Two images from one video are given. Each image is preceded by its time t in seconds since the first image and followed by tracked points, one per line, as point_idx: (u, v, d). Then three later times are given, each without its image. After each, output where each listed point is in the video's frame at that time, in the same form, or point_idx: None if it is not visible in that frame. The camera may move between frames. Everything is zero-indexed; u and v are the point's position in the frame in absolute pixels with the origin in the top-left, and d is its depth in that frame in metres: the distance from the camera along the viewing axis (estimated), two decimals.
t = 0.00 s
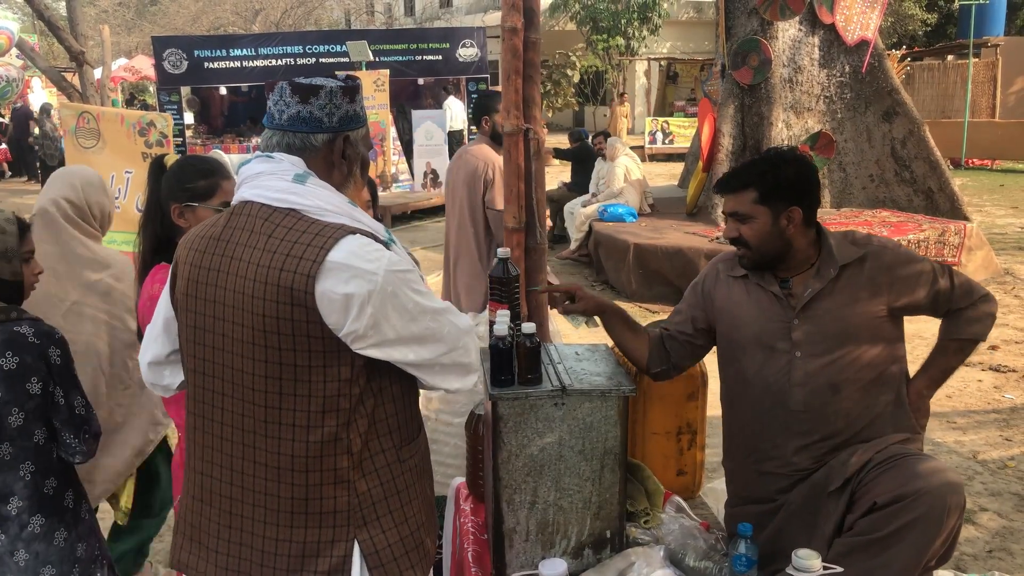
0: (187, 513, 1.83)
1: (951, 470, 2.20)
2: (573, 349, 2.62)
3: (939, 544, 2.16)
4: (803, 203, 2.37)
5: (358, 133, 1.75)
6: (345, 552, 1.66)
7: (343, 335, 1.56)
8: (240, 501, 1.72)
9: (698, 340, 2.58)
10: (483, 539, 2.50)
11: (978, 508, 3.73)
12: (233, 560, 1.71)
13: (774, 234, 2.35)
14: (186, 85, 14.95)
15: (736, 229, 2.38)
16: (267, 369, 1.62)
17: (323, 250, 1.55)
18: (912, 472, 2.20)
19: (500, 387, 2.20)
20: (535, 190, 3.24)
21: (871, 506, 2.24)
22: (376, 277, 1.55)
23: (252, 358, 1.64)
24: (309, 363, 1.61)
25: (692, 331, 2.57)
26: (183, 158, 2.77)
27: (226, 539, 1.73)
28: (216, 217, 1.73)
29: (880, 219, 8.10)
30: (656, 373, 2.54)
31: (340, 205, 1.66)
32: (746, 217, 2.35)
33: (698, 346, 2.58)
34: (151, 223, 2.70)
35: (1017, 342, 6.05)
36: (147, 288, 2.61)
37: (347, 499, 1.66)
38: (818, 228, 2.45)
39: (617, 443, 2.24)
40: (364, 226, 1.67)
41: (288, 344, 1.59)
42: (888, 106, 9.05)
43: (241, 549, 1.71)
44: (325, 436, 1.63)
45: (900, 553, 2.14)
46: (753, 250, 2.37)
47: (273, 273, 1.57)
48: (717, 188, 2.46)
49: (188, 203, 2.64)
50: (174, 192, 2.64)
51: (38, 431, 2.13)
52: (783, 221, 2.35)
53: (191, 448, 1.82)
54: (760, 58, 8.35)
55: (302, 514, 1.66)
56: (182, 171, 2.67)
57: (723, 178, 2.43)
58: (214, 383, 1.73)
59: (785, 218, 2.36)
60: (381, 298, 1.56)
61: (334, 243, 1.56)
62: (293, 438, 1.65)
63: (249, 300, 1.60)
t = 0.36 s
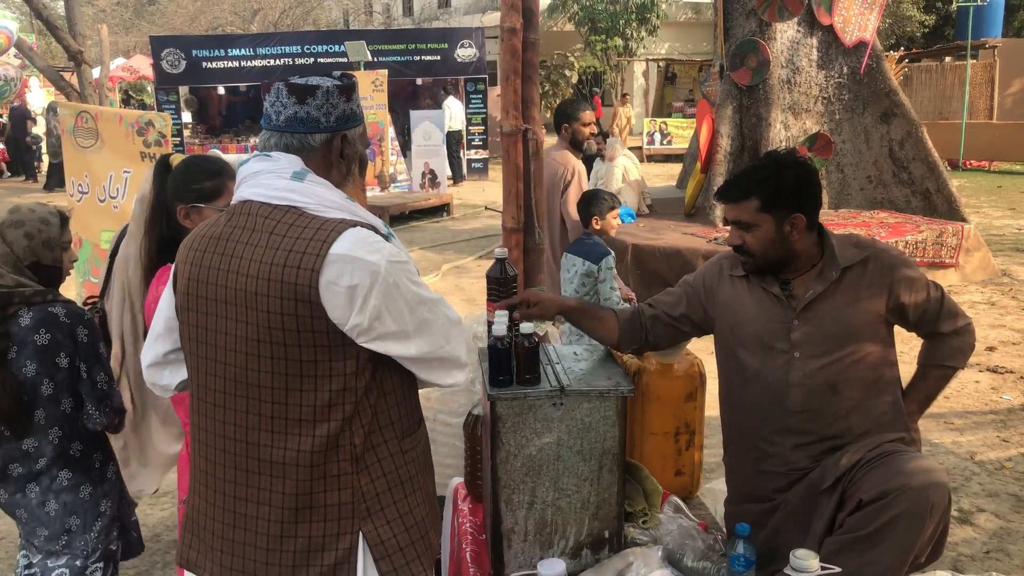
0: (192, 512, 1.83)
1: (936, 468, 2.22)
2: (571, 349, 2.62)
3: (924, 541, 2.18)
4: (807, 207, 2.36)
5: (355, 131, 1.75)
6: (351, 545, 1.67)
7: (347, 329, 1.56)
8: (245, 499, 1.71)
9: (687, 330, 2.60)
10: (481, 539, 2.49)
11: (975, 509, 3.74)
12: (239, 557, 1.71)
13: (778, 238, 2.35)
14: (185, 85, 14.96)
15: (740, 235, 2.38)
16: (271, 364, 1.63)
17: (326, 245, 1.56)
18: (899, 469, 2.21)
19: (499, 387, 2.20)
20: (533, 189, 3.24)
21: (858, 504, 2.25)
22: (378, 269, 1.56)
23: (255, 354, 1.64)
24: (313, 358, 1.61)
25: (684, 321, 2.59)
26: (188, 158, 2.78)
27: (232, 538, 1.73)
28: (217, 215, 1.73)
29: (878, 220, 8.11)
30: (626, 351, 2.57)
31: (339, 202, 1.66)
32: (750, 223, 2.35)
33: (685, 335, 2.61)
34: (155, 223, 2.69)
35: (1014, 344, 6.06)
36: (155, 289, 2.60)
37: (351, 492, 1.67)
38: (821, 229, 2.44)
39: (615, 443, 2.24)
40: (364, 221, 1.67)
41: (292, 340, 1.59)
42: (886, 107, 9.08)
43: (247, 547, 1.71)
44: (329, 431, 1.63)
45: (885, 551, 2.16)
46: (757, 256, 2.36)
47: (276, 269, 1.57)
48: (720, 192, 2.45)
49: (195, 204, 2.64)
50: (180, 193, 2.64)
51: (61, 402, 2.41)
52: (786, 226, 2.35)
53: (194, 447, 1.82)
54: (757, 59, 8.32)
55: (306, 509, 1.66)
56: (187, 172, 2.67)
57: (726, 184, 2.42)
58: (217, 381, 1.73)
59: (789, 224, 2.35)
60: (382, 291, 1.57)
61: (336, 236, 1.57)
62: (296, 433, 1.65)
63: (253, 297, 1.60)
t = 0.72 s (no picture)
0: (192, 513, 1.82)
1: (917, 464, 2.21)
2: (570, 349, 2.61)
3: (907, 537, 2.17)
4: (810, 210, 2.35)
5: (354, 129, 1.75)
6: (352, 544, 1.67)
7: (349, 328, 1.56)
8: (246, 498, 1.71)
9: (690, 331, 2.59)
10: (479, 539, 2.48)
11: (973, 509, 3.74)
12: (241, 558, 1.71)
13: (778, 238, 2.34)
14: (183, 84, 14.95)
15: (741, 233, 2.38)
16: (272, 363, 1.62)
17: (327, 244, 1.55)
18: (879, 466, 2.19)
19: (498, 388, 2.20)
20: (533, 189, 3.24)
21: (841, 504, 2.23)
22: (379, 268, 1.55)
23: (256, 353, 1.63)
24: (314, 357, 1.60)
25: (687, 322, 2.58)
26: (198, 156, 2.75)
27: (234, 538, 1.73)
28: (217, 214, 1.73)
29: (877, 220, 8.11)
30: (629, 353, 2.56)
31: (339, 200, 1.66)
32: (752, 221, 2.34)
33: (687, 336, 2.59)
34: (162, 222, 2.69)
35: (1013, 345, 6.06)
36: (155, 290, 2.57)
37: (353, 492, 1.67)
38: (826, 231, 2.42)
39: (615, 443, 2.24)
40: (364, 221, 1.67)
41: (294, 340, 1.59)
42: (884, 107, 9.10)
43: (248, 547, 1.71)
44: (330, 430, 1.63)
45: (868, 550, 2.14)
46: (757, 255, 2.36)
47: (277, 268, 1.57)
48: (723, 191, 2.44)
49: (201, 205, 2.62)
50: (187, 192, 2.61)
51: (85, 355, 2.47)
52: (788, 227, 2.34)
53: (194, 447, 1.82)
54: (757, 60, 8.34)
55: (308, 509, 1.66)
56: (193, 171, 2.63)
57: (729, 183, 2.41)
58: (217, 381, 1.72)
59: (791, 224, 2.34)
60: (383, 290, 1.56)
61: (339, 235, 1.56)
62: (297, 432, 1.65)
63: (254, 296, 1.60)
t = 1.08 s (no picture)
0: (189, 514, 1.82)
1: (882, 458, 2.20)
2: (569, 350, 2.62)
3: (878, 530, 2.16)
4: (807, 211, 2.33)
5: (351, 129, 1.74)
6: (350, 546, 1.67)
7: (346, 331, 1.56)
8: (243, 500, 1.71)
9: (693, 331, 2.58)
10: (478, 541, 2.48)
11: (970, 511, 3.75)
12: (239, 559, 1.71)
13: (773, 240, 2.34)
14: (182, 84, 14.96)
15: (737, 232, 2.38)
16: (269, 365, 1.62)
17: (323, 246, 1.55)
18: (844, 462, 2.19)
19: (496, 388, 2.19)
20: (531, 189, 3.23)
21: (810, 504, 2.23)
22: (376, 271, 1.55)
23: (253, 355, 1.63)
24: (311, 359, 1.60)
25: (694, 323, 2.57)
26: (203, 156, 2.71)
27: (231, 539, 1.73)
28: (215, 216, 1.73)
29: (875, 222, 8.12)
30: (636, 349, 2.59)
31: (336, 202, 1.66)
32: (747, 220, 2.35)
33: (696, 338, 2.58)
34: (166, 220, 2.61)
35: (1010, 347, 6.07)
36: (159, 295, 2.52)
37: (350, 494, 1.67)
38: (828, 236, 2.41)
39: (613, 444, 2.24)
40: (362, 223, 1.67)
41: (291, 342, 1.59)
42: (883, 110, 9.16)
43: (246, 548, 1.70)
44: (327, 432, 1.63)
45: (840, 548, 2.14)
46: (750, 255, 2.37)
47: (273, 270, 1.57)
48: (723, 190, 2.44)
49: (204, 205, 2.58)
50: (190, 192, 2.57)
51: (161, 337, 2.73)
52: (782, 228, 2.33)
53: (191, 448, 1.82)
54: (755, 61, 8.02)
55: (306, 511, 1.66)
56: (199, 173, 2.59)
57: (727, 184, 2.41)
58: (214, 383, 1.72)
59: (786, 226, 2.33)
60: (380, 292, 1.56)
61: (334, 237, 1.56)
62: (294, 435, 1.64)
63: (250, 298, 1.60)
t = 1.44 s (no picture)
0: (184, 516, 1.82)
1: (854, 455, 2.18)
2: (567, 353, 2.61)
3: (856, 529, 2.14)
4: (803, 215, 2.32)
5: (350, 133, 1.75)
6: (345, 551, 1.66)
7: (341, 335, 1.56)
8: (239, 503, 1.71)
9: (693, 335, 2.59)
10: (476, 542, 2.48)
11: (967, 515, 3.75)
12: (235, 561, 1.71)
13: (769, 244, 2.33)
14: (180, 85, 14.96)
15: (735, 234, 2.38)
16: (266, 369, 1.62)
17: (319, 250, 1.55)
18: (817, 466, 2.16)
19: (494, 391, 2.19)
20: (530, 192, 3.24)
21: (787, 508, 2.20)
22: (371, 276, 1.56)
23: (249, 359, 1.63)
24: (307, 364, 1.60)
25: (696, 329, 2.58)
26: (212, 159, 2.74)
27: (226, 542, 1.73)
28: (211, 219, 1.72)
29: (872, 226, 8.15)
30: (638, 355, 2.58)
31: (332, 205, 1.65)
32: (744, 222, 2.35)
33: (698, 342, 2.59)
34: (169, 220, 2.65)
35: (1007, 350, 6.07)
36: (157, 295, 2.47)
37: (346, 499, 1.67)
38: (828, 241, 2.41)
39: (611, 448, 2.24)
40: (359, 226, 1.67)
41: (287, 345, 1.59)
42: (880, 113, 9.14)
43: (241, 551, 1.70)
44: (325, 436, 1.63)
45: (818, 552, 2.12)
46: (747, 258, 2.36)
47: (270, 274, 1.57)
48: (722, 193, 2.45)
49: (210, 209, 2.59)
50: (200, 195, 2.60)
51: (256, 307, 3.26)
52: (779, 231, 2.33)
53: (186, 450, 1.81)
54: (754, 64, 8.28)
55: (301, 515, 1.66)
56: (208, 176, 2.62)
57: (725, 186, 2.42)
58: (210, 385, 1.72)
59: (782, 229, 2.33)
60: (375, 299, 1.56)
61: (330, 242, 1.56)
62: (291, 437, 1.64)
63: (246, 301, 1.59)
